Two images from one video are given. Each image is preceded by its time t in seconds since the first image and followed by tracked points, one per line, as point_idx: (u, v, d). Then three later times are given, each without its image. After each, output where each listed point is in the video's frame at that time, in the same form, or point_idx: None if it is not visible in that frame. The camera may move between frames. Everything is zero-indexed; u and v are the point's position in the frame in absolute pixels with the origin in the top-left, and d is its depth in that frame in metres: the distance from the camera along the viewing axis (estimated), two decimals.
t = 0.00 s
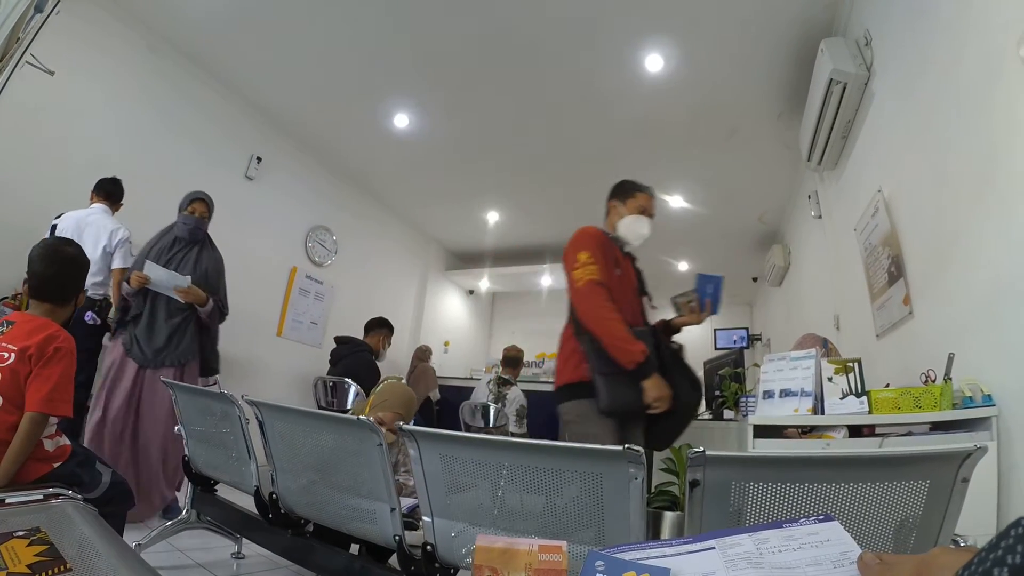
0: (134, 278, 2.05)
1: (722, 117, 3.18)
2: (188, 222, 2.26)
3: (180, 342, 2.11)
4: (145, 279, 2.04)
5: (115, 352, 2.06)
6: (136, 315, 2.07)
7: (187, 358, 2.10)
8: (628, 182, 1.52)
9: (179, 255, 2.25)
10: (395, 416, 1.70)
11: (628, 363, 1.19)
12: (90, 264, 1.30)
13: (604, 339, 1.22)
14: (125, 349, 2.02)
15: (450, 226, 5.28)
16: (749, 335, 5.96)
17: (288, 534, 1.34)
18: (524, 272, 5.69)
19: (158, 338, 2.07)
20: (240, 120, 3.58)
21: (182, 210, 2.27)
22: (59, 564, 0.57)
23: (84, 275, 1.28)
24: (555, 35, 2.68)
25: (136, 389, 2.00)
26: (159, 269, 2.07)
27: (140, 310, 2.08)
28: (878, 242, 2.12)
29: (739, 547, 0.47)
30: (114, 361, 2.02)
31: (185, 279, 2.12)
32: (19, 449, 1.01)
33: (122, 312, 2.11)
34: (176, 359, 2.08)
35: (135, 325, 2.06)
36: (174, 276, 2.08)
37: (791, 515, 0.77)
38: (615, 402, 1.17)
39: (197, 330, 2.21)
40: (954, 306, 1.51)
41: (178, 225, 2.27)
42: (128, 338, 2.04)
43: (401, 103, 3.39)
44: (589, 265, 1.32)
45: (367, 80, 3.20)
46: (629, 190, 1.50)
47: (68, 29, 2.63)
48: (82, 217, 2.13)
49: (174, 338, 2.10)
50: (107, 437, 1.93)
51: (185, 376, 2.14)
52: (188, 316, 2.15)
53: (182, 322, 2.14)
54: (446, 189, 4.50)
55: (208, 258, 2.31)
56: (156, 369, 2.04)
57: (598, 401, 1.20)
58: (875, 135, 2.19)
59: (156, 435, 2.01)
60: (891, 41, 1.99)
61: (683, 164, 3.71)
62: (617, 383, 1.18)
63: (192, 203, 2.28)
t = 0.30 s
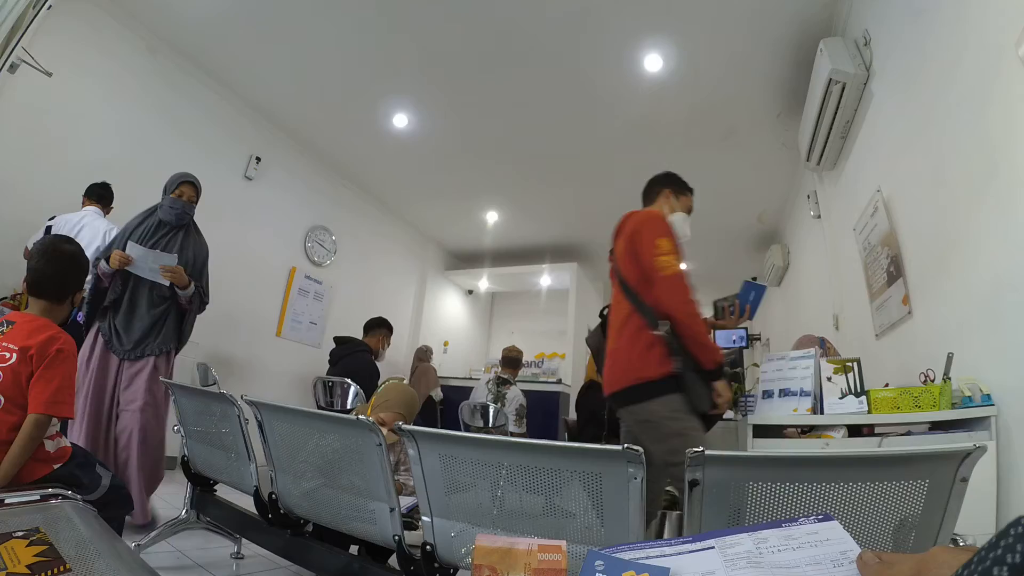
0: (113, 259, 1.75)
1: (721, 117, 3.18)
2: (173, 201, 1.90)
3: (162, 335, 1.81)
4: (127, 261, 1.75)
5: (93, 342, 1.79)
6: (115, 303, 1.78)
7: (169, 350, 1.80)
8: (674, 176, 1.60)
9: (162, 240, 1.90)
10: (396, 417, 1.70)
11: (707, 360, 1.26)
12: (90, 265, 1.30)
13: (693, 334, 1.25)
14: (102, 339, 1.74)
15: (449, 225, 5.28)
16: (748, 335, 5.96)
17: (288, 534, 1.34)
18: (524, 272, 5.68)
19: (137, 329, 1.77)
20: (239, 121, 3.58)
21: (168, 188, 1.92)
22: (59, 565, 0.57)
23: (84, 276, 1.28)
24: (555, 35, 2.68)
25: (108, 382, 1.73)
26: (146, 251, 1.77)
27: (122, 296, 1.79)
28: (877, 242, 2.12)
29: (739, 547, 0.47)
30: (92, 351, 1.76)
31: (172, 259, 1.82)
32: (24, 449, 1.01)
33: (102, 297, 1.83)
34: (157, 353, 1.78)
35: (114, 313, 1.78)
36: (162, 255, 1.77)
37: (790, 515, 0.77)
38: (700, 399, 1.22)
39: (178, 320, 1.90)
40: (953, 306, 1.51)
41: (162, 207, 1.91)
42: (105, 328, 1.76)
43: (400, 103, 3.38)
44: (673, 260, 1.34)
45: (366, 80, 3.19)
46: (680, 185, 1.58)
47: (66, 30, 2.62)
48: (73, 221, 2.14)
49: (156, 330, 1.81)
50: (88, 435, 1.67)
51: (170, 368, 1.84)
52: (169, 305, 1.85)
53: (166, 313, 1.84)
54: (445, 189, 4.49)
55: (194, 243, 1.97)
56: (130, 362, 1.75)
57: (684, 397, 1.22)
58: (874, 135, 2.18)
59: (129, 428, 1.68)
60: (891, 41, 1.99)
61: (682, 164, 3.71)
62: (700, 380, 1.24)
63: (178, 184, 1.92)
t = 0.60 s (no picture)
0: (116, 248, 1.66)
1: (721, 117, 3.18)
2: (174, 193, 1.83)
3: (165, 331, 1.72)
4: (133, 250, 1.67)
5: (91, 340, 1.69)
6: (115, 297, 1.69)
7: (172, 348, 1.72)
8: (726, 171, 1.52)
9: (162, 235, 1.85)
10: (393, 419, 1.70)
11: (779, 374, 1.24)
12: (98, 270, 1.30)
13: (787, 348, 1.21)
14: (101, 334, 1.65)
15: (449, 226, 5.28)
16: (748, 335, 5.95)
17: (288, 534, 1.34)
18: (524, 272, 5.67)
19: (139, 324, 1.68)
20: (239, 121, 3.58)
21: (166, 179, 1.83)
22: (60, 565, 0.57)
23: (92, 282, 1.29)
24: (555, 35, 2.68)
25: (106, 377, 1.63)
26: (151, 237, 1.69)
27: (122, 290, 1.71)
28: (877, 242, 2.12)
29: (739, 547, 0.47)
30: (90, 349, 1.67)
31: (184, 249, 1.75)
32: (31, 454, 1.01)
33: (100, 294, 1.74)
34: (160, 350, 1.69)
35: (114, 308, 1.69)
36: (170, 246, 1.70)
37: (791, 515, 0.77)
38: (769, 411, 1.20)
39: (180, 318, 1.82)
40: (953, 306, 1.51)
41: (160, 201, 1.85)
42: (104, 322, 1.66)
43: (400, 103, 3.38)
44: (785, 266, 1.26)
45: (366, 80, 3.19)
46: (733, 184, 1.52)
47: (66, 30, 2.62)
48: (82, 224, 2.15)
49: (159, 325, 1.72)
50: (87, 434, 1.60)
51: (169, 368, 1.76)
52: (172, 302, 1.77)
53: (169, 309, 1.75)
54: (445, 189, 4.49)
55: (193, 240, 1.90)
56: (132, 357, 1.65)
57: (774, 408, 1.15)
58: (874, 135, 2.18)
59: (131, 428, 1.61)
60: (891, 41, 1.99)
61: (682, 164, 3.71)
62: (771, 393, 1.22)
63: (177, 174, 1.82)
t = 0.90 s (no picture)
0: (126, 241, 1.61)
1: (721, 117, 3.18)
2: (181, 189, 1.81)
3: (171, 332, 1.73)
4: (144, 241, 1.63)
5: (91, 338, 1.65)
6: (121, 294, 1.65)
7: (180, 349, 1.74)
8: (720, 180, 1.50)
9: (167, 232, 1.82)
10: (391, 420, 1.70)
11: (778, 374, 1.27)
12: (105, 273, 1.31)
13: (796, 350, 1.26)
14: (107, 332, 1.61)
15: (449, 226, 5.28)
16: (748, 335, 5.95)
17: (288, 534, 1.34)
18: (524, 271, 5.68)
19: (147, 322, 1.67)
20: (239, 121, 3.58)
21: (171, 176, 1.82)
22: (60, 565, 0.57)
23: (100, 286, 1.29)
24: (555, 34, 2.68)
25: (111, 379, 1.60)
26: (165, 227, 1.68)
27: (128, 286, 1.67)
28: (878, 241, 2.12)
29: (739, 547, 0.47)
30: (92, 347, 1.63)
31: (196, 242, 1.75)
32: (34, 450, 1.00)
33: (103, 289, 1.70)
34: (167, 350, 1.70)
35: (120, 306, 1.65)
36: (184, 236, 1.69)
37: (791, 515, 0.77)
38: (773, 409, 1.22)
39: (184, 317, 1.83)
40: (953, 306, 1.51)
41: (163, 196, 1.82)
42: (111, 321, 1.62)
43: (400, 102, 3.38)
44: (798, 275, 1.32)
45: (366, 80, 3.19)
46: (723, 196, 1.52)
47: (66, 30, 2.62)
48: (85, 226, 2.15)
49: (166, 325, 1.72)
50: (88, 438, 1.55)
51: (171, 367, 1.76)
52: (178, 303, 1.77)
53: (175, 308, 1.76)
54: (445, 189, 4.49)
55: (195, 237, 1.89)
56: (141, 358, 1.64)
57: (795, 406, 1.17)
58: (874, 135, 2.18)
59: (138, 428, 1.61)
60: (891, 41, 1.98)
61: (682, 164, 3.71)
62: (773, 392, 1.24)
63: (183, 171, 1.81)
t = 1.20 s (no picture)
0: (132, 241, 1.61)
1: (723, 118, 3.18)
2: (185, 188, 1.81)
3: (178, 333, 1.74)
4: (151, 242, 1.64)
5: (97, 340, 1.62)
6: (127, 295, 1.64)
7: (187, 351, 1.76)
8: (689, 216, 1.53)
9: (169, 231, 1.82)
10: (393, 421, 1.69)
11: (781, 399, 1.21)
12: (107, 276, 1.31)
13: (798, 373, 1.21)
14: (116, 335, 1.59)
15: (451, 227, 5.29)
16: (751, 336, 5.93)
17: (289, 535, 1.34)
18: (526, 272, 5.69)
19: (156, 324, 1.67)
20: (241, 122, 3.59)
21: (174, 174, 1.81)
22: (61, 565, 0.57)
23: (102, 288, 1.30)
24: (556, 35, 2.68)
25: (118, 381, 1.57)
26: (172, 229, 1.69)
27: (134, 287, 1.66)
28: (880, 243, 2.11)
29: (741, 550, 0.47)
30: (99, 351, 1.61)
31: (202, 246, 1.76)
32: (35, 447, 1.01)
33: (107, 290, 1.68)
34: (175, 352, 1.71)
35: (128, 307, 1.64)
36: (191, 239, 1.71)
37: (794, 518, 0.77)
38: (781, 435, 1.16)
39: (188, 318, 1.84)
40: (956, 307, 1.51)
41: (164, 194, 1.81)
42: (120, 322, 1.60)
43: (401, 103, 3.39)
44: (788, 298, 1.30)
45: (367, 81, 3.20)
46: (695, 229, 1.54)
47: (68, 31, 2.64)
48: (86, 225, 2.16)
49: (173, 327, 1.73)
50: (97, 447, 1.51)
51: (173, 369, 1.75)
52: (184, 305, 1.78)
53: (181, 308, 1.76)
54: (447, 190, 4.50)
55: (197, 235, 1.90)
56: (150, 360, 1.63)
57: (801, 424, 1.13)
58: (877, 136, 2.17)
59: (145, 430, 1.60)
60: (894, 42, 1.98)
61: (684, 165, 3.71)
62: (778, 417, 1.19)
63: (188, 169, 1.81)
